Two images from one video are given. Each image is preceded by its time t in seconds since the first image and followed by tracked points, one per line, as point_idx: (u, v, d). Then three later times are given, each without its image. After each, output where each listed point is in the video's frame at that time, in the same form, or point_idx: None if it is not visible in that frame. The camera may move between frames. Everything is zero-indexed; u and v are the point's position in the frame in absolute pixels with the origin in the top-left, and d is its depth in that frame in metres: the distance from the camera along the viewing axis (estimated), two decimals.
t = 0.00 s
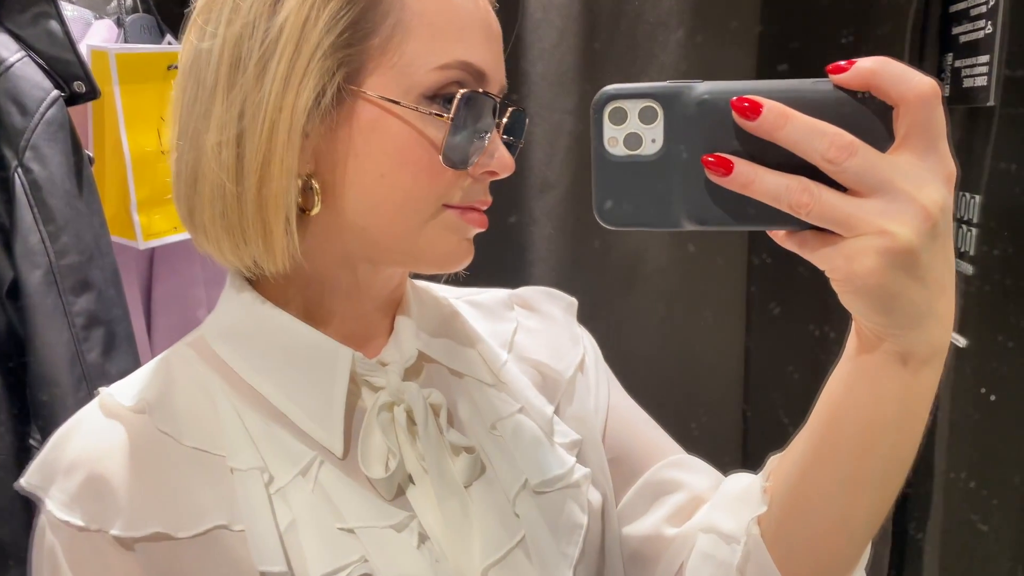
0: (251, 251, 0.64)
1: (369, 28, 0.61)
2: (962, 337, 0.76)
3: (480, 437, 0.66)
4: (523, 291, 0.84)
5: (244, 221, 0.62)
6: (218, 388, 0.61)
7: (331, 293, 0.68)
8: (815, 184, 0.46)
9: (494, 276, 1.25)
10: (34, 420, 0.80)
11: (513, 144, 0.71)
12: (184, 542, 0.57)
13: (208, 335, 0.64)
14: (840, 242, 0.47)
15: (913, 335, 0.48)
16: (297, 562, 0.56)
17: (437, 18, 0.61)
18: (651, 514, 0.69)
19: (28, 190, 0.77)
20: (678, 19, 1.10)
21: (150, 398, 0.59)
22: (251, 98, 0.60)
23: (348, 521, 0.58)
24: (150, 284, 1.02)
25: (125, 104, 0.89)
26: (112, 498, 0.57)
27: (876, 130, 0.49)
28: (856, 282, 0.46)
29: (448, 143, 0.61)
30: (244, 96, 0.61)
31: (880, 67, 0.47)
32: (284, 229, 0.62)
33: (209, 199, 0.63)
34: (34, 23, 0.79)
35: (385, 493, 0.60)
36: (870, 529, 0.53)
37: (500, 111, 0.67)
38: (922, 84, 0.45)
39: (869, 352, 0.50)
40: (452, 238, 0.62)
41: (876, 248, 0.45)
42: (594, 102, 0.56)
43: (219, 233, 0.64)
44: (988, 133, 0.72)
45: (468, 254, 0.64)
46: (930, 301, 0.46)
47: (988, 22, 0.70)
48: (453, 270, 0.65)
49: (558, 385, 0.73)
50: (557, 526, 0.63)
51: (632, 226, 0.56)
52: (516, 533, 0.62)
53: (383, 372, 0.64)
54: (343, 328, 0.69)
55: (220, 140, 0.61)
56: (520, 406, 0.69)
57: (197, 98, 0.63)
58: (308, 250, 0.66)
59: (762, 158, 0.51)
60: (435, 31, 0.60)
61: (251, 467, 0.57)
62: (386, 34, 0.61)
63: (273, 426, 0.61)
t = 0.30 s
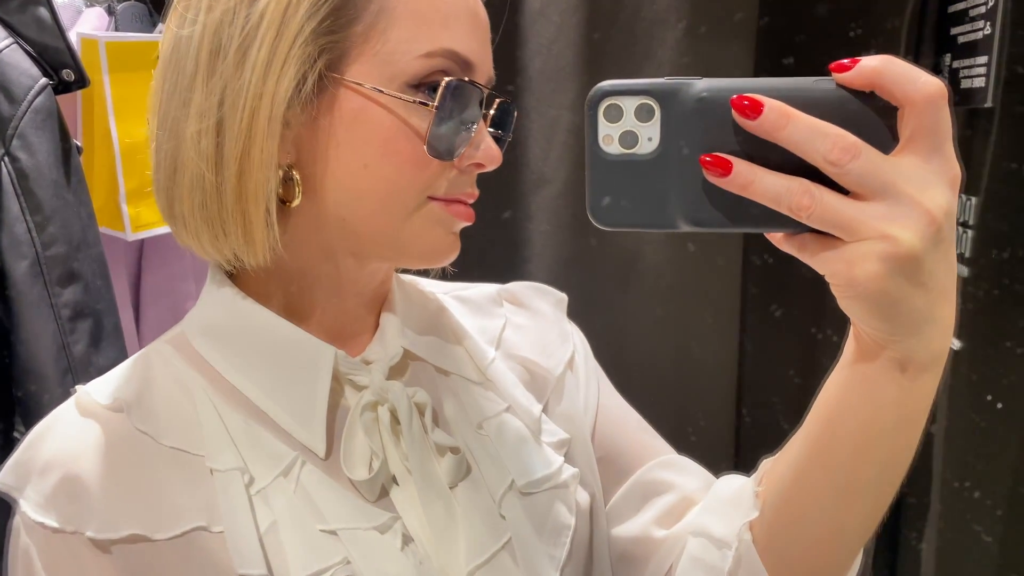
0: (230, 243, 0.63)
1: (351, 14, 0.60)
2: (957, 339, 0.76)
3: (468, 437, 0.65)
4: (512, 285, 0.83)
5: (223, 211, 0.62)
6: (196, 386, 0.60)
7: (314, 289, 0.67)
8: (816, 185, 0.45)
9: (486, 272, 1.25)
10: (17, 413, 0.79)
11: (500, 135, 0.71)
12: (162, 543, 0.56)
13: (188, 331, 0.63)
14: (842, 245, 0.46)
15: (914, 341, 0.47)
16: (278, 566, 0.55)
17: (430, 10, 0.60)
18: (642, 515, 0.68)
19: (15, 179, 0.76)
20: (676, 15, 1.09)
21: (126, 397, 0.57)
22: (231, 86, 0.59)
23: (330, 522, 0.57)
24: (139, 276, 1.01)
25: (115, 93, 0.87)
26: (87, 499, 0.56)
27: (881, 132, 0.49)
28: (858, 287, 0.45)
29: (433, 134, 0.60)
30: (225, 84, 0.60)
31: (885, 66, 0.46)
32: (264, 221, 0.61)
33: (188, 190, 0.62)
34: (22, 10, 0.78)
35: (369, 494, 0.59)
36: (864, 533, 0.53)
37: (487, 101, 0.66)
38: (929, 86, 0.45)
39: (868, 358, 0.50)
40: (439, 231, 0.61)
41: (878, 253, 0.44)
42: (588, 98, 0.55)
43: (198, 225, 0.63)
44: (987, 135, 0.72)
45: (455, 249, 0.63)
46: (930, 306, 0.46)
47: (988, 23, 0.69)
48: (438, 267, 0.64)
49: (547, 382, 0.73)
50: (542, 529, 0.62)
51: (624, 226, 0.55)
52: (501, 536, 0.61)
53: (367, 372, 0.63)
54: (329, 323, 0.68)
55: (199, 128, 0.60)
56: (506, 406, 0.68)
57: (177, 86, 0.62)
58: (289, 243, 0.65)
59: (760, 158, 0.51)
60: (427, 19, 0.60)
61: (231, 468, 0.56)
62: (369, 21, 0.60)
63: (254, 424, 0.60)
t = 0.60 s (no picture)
0: (235, 249, 0.64)
1: (340, 13, 0.60)
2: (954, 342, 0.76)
3: (468, 432, 0.66)
4: (517, 284, 0.84)
5: (224, 213, 0.62)
6: (204, 376, 0.60)
7: (320, 288, 0.68)
8: (811, 186, 0.46)
9: (485, 271, 1.25)
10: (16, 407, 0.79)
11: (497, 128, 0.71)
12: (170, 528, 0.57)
13: (196, 323, 0.64)
14: (835, 245, 0.47)
15: (907, 340, 0.47)
16: (279, 555, 0.55)
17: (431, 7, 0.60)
18: (639, 512, 0.68)
19: (15, 173, 0.76)
20: (676, 18, 1.10)
21: (135, 385, 0.58)
22: (226, 90, 0.60)
23: (331, 511, 0.57)
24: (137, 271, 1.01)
25: (115, 87, 0.87)
26: (96, 484, 0.56)
27: (873, 133, 0.49)
28: (851, 287, 0.46)
29: (424, 128, 0.60)
30: (220, 88, 0.60)
31: (877, 68, 0.47)
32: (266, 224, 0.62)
33: (190, 198, 0.63)
34: (24, 4, 0.78)
35: (370, 485, 0.59)
36: (857, 532, 0.53)
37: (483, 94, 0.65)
38: (921, 87, 0.45)
39: (862, 356, 0.50)
40: (438, 224, 0.61)
41: (870, 253, 0.44)
42: (587, 98, 0.55)
43: (201, 231, 0.64)
44: (984, 140, 0.72)
45: (457, 241, 0.63)
46: (924, 305, 0.46)
47: (986, 29, 0.70)
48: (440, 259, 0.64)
49: (549, 380, 0.73)
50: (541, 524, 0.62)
51: (622, 225, 0.55)
52: (499, 529, 0.61)
53: (373, 366, 0.64)
54: (333, 317, 0.69)
55: (198, 133, 0.61)
56: (507, 401, 0.68)
57: (176, 92, 0.63)
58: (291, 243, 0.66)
59: (755, 157, 0.51)
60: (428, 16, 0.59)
61: (236, 456, 0.57)
62: (358, 19, 0.60)
63: (258, 414, 0.60)
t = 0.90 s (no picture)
0: (238, 263, 0.66)
1: (308, 24, 0.61)
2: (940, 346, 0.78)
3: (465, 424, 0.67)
4: (517, 284, 0.85)
5: (224, 230, 0.64)
6: (211, 362, 0.63)
7: (320, 283, 0.70)
8: (797, 185, 0.47)
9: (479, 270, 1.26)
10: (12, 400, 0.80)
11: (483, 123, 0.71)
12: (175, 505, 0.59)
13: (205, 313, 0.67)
14: (820, 243, 0.48)
15: (889, 335, 0.48)
16: (275, 532, 0.58)
17: (425, 7, 0.60)
18: (630, 505, 0.69)
19: (13, 168, 0.77)
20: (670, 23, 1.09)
21: (144, 369, 0.61)
22: (211, 111, 0.61)
23: (327, 493, 0.59)
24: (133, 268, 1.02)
25: (113, 85, 0.88)
26: (105, 461, 0.59)
27: (858, 136, 0.50)
28: (835, 282, 0.47)
29: (399, 124, 0.61)
30: (206, 109, 0.62)
31: (863, 72, 0.48)
32: (263, 235, 0.64)
33: (190, 219, 0.65)
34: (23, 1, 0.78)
35: (365, 471, 0.61)
36: (840, 525, 0.54)
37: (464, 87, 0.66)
38: (902, 91, 0.46)
39: (846, 348, 0.51)
40: (431, 214, 0.63)
41: (854, 251, 0.45)
42: (585, 101, 0.56)
43: (204, 248, 0.66)
44: (971, 147, 0.73)
45: (455, 229, 0.64)
46: (905, 302, 0.47)
47: (976, 37, 0.71)
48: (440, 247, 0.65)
49: (546, 376, 0.74)
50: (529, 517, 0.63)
51: (618, 223, 0.56)
52: (489, 518, 0.63)
53: (371, 357, 0.65)
54: (333, 311, 0.70)
55: (190, 156, 0.63)
56: (503, 396, 0.69)
57: (167, 117, 0.64)
58: (295, 242, 0.69)
59: (745, 158, 0.52)
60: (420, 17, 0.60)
61: (238, 438, 0.59)
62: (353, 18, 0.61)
63: (262, 399, 0.63)
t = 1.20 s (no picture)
0: (240, 274, 0.68)
1: (285, 41, 0.63)
2: (931, 351, 0.78)
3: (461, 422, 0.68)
4: (519, 286, 0.85)
5: (222, 244, 0.67)
6: (218, 356, 0.65)
7: (321, 284, 0.72)
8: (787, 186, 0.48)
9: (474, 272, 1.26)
10: (8, 396, 0.80)
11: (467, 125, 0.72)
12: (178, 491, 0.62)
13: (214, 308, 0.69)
14: (810, 243, 0.48)
15: (876, 333, 0.49)
16: (273, 520, 0.60)
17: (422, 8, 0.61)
18: (626, 501, 0.70)
19: (12, 165, 0.77)
20: (667, 25, 1.11)
21: (153, 361, 0.64)
22: (199, 133, 0.64)
23: (326, 484, 0.61)
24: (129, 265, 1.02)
25: (112, 83, 0.88)
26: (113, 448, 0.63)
27: (848, 139, 0.51)
28: (824, 280, 0.47)
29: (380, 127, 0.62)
30: (194, 131, 0.64)
31: (850, 77, 0.49)
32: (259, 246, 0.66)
33: (191, 237, 0.68)
34: None
35: (364, 464, 0.63)
36: (833, 520, 0.55)
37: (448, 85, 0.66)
38: (889, 96, 0.47)
39: (835, 347, 0.52)
40: (426, 212, 0.63)
41: (843, 249, 0.46)
42: (581, 105, 0.57)
43: (206, 262, 0.69)
44: (961, 153, 0.74)
45: (452, 225, 0.65)
46: (895, 299, 0.48)
47: (967, 46, 0.72)
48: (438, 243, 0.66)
49: (544, 377, 0.74)
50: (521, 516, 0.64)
51: (615, 225, 0.57)
52: (483, 512, 0.64)
53: (371, 353, 0.67)
54: (333, 307, 0.73)
55: (184, 177, 0.65)
56: (500, 397, 0.70)
57: (160, 139, 0.67)
58: (301, 244, 0.71)
59: (739, 162, 0.53)
60: (413, 17, 0.61)
61: (241, 429, 0.61)
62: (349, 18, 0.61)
63: (266, 394, 0.65)
